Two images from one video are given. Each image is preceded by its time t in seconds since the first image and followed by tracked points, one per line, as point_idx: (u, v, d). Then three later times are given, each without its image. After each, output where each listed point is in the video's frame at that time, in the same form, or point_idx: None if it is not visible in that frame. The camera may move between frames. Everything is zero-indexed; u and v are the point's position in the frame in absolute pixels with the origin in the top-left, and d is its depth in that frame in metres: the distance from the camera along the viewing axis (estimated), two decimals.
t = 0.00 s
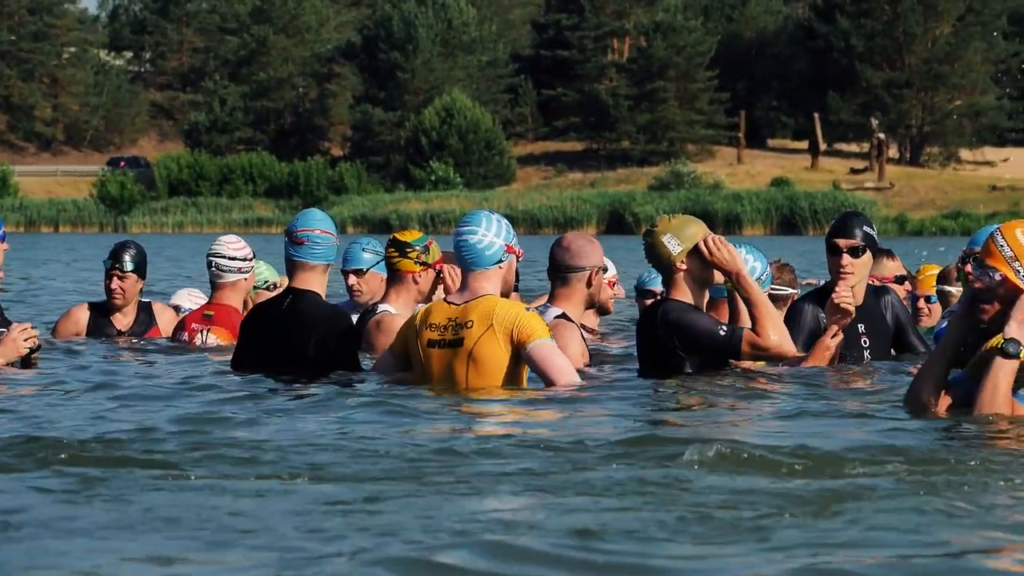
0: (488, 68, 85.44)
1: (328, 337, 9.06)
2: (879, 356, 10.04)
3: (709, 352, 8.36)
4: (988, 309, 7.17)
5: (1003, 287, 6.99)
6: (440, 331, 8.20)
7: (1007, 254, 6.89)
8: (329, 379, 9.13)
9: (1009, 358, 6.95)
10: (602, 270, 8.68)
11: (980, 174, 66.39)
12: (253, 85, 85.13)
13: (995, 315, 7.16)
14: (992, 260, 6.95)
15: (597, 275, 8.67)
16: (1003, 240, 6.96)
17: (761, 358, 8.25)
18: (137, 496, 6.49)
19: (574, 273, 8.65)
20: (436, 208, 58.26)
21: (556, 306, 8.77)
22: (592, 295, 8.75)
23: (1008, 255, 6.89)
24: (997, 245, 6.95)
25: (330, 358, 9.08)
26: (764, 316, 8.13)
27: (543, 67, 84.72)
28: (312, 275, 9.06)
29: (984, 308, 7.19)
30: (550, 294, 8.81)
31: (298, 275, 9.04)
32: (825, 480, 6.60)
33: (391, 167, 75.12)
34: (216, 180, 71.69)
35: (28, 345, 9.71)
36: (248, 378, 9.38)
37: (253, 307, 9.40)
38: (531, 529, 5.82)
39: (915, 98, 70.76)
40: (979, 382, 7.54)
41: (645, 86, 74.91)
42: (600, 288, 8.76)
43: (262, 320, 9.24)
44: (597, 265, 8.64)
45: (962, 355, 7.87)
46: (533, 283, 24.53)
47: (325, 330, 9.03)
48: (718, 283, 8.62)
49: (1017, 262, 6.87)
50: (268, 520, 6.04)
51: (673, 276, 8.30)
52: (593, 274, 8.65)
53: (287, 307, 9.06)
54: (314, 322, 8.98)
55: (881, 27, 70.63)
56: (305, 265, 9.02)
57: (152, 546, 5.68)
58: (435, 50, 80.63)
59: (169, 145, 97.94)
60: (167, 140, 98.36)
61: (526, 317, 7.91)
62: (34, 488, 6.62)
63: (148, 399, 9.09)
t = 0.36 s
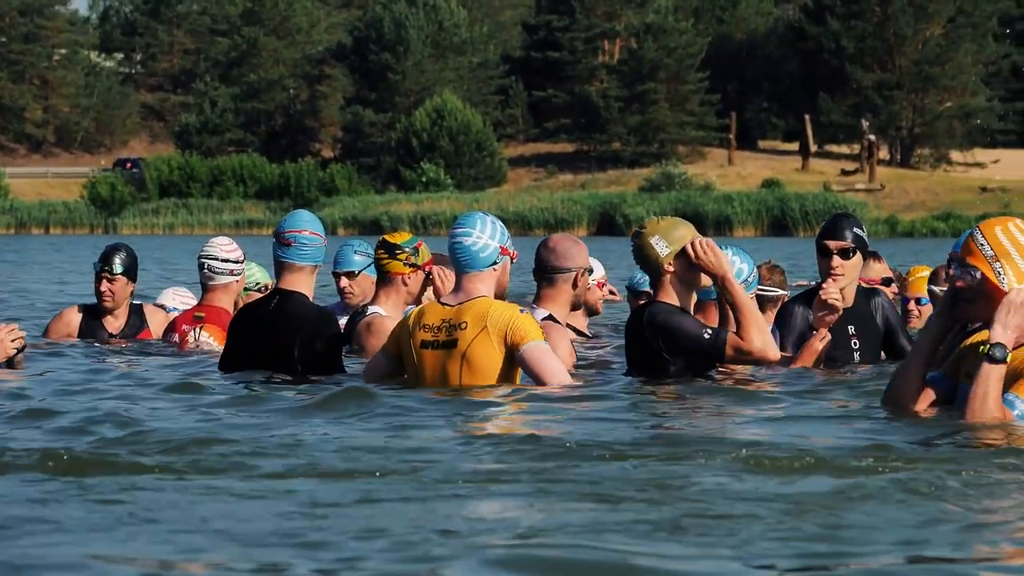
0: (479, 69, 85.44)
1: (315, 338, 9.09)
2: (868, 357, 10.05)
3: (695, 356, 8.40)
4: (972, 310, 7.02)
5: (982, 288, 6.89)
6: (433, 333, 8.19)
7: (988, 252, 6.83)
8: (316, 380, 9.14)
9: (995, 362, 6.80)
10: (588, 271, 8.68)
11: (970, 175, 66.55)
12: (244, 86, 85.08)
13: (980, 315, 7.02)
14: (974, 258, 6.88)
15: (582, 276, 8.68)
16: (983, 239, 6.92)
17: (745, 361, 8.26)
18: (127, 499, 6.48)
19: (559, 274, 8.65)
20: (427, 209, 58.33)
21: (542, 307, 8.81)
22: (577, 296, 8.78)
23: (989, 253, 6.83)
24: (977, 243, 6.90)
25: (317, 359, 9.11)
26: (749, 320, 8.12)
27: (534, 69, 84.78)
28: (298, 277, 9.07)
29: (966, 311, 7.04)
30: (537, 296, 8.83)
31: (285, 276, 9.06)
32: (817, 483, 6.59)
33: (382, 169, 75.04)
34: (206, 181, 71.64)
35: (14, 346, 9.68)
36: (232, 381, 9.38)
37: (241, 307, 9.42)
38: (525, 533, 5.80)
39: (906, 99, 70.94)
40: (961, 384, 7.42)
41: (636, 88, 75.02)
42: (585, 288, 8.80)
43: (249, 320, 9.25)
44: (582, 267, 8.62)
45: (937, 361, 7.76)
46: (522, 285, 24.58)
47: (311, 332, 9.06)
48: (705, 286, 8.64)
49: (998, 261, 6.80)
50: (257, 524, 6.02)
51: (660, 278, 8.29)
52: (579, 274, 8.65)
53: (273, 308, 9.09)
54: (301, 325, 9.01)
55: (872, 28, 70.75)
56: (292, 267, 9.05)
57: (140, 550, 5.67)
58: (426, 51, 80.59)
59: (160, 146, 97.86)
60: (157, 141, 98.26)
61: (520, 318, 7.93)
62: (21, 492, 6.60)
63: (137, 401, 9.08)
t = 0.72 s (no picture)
0: (471, 72, 85.54)
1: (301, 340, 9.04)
2: (858, 361, 10.10)
3: (682, 360, 8.39)
4: (955, 312, 6.70)
5: (962, 287, 6.54)
6: (427, 334, 8.24)
7: (968, 250, 6.46)
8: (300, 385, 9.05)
9: (980, 371, 6.52)
10: (574, 273, 8.71)
11: (961, 178, 66.69)
12: (235, 89, 85.14)
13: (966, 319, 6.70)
14: (954, 255, 6.52)
15: (569, 278, 8.72)
16: (963, 233, 6.53)
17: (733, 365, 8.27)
18: (116, 502, 6.47)
19: (546, 275, 8.67)
20: (418, 211, 58.39)
21: (530, 309, 8.85)
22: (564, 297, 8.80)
23: (970, 252, 6.46)
24: (957, 240, 6.53)
25: (301, 362, 9.02)
26: (735, 324, 8.15)
27: (525, 72, 84.94)
28: (286, 280, 9.10)
29: (947, 310, 6.73)
30: (523, 297, 8.87)
31: (274, 279, 9.09)
32: (813, 488, 6.58)
33: (373, 172, 75.09)
34: (197, 184, 71.69)
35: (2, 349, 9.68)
36: (218, 385, 9.33)
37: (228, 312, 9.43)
38: (518, 539, 5.80)
39: (897, 102, 71.10)
40: (943, 385, 7.27)
41: (627, 91, 75.05)
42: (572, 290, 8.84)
43: (236, 325, 9.23)
44: (569, 269, 8.65)
45: (912, 360, 7.61)
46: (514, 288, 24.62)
47: (295, 336, 8.99)
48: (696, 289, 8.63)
49: (978, 260, 6.44)
50: (251, 528, 6.03)
51: (649, 281, 8.30)
52: (566, 277, 8.68)
53: (259, 310, 9.06)
54: (283, 327, 8.95)
55: (862, 31, 70.91)
56: (280, 269, 9.07)
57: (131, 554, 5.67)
58: (417, 53, 80.57)
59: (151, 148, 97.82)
60: (148, 144, 98.22)
61: (514, 321, 8.01)
62: (13, 495, 6.60)
63: (128, 404, 9.08)
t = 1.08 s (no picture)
0: (461, 74, 85.48)
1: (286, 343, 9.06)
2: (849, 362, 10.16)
3: (671, 362, 8.46)
4: (935, 309, 6.70)
5: (942, 283, 6.53)
6: (420, 336, 8.26)
7: (947, 245, 6.45)
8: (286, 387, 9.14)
9: (955, 369, 6.51)
10: (561, 277, 8.74)
11: (952, 180, 66.76)
12: (225, 91, 85.04)
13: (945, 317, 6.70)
14: (933, 251, 6.50)
15: (556, 282, 8.74)
16: (943, 230, 6.53)
17: (721, 370, 8.29)
18: (115, 503, 6.51)
19: (532, 278, 8.69)
20: (409, 213, 58.37)
21: (517, 313, 8.88)
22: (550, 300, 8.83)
23: (949, 248, 6.45)
24: (936, 235, 6.52)
25: (286, 364, 9.07)
26: (723, 329, 8.13)
27: (515, 74, 84.93)
28: (272, 282, 9.13)
29: (928, 306, 6.75)
30: (509, 300, 8.89)
31: (260, 282, 9.11)
32: (803, 489, 6.63)
33: (364, 174, 75.02)
34: (187, 186, 71.61)
35: None
36: (207, 386, 9.38)
37: (213, 312, 9.45)
38: (513, 540, 5.83)
39: (888, 104, 71.21)
40: (922, 381, 7.18)
41: (617, 92, 75.05)
42: (558, 295, 8.86)
43: (221, 325, 9.24)
44: (555, 272, 8.69)
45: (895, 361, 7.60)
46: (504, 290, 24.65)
47: (280, 338, 8.99)
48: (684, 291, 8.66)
49: (957, 256, 6.43)
50: (245, 528, 6.07)
51: (638, 284, 8.33)
52: (552, 280, 8.71)
53: (244, 311, 9.04)
54: (270, 330, 8.96)
55: (853, 33, 71.04)
56: (266, 271, 9.10)
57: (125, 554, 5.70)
58: (407, 55, 80.49)
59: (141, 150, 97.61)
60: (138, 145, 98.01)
61: (506, 325, 8.05)
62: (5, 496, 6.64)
63: (118, 407, 9.10)
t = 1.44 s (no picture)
0: (451, 74, 85.44)
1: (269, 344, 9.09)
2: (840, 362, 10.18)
3: (658, 361, 8.48)
4: (912, 302, 6.78)
5: (920, 278, 6.63)
6: (411, 335, 8.29)
7: (925, 240, 6.54)
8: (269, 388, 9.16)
9: (923, 359, 6.58)
10: (546, 278, 8.77)
11: (942, 181, 66.81)
12: (215, 91, 84.97)
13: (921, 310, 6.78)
14: (912, 246, 6.60)
15: (541, 283, 8.76)
16: (922, 226, 6.62)
17: (706, 369, 8.32)
18: (109, 502, 6.56)
19: (518, 281, 8.70)
20: (399, 213, 58.36)
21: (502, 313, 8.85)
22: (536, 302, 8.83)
23: (926, 243, 6.53)
24: (916, 231, 6.61)
25: (271, 364, 9.11)
26: (710, 330, 8.21)
27: (505, 74, 84.96)
28: (258, 283, 9.16)
29: (905, 300, 6.85)
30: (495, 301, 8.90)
31: (246, 282, 9.14)
32: (790, 487, 6.67)
33: (355, 174, 74.99)
34: (177, 186, 71.53)
35: None
36: (192, 386, 9.42)
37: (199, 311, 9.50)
38: (504, 542, 5.83)
39: (878, 104, 71.34)
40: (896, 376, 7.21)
41: (608, 92, 75.11)
42: (543, 297, 8.87)
43: (206, 325, 9.29)
44: (541, 273, 8.71)
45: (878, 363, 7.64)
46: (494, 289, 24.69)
47: (265, 338, 9.03)
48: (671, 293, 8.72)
49: (934, 251, 6.53)
50: (237, 528, 6.06)
51: (628, 283, 8.35)
52: (538, 282, 8.72)
53: (229, 312, 9.10)
54: (255, 330, 8.99)
55: (843, 33, 71.18)
56: (251, 271, 9.12)
57: (116, 555, 5.70)
58: (398, 56, 80.44)
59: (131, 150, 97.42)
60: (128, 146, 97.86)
61: (498, 325, 8.07)
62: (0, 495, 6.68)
63: (106, 406, 9.13)
